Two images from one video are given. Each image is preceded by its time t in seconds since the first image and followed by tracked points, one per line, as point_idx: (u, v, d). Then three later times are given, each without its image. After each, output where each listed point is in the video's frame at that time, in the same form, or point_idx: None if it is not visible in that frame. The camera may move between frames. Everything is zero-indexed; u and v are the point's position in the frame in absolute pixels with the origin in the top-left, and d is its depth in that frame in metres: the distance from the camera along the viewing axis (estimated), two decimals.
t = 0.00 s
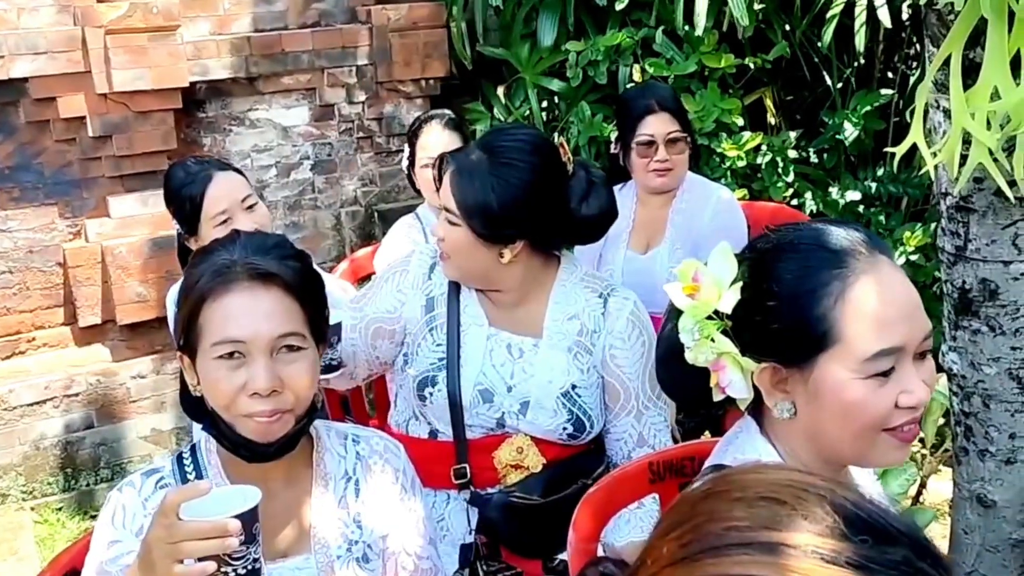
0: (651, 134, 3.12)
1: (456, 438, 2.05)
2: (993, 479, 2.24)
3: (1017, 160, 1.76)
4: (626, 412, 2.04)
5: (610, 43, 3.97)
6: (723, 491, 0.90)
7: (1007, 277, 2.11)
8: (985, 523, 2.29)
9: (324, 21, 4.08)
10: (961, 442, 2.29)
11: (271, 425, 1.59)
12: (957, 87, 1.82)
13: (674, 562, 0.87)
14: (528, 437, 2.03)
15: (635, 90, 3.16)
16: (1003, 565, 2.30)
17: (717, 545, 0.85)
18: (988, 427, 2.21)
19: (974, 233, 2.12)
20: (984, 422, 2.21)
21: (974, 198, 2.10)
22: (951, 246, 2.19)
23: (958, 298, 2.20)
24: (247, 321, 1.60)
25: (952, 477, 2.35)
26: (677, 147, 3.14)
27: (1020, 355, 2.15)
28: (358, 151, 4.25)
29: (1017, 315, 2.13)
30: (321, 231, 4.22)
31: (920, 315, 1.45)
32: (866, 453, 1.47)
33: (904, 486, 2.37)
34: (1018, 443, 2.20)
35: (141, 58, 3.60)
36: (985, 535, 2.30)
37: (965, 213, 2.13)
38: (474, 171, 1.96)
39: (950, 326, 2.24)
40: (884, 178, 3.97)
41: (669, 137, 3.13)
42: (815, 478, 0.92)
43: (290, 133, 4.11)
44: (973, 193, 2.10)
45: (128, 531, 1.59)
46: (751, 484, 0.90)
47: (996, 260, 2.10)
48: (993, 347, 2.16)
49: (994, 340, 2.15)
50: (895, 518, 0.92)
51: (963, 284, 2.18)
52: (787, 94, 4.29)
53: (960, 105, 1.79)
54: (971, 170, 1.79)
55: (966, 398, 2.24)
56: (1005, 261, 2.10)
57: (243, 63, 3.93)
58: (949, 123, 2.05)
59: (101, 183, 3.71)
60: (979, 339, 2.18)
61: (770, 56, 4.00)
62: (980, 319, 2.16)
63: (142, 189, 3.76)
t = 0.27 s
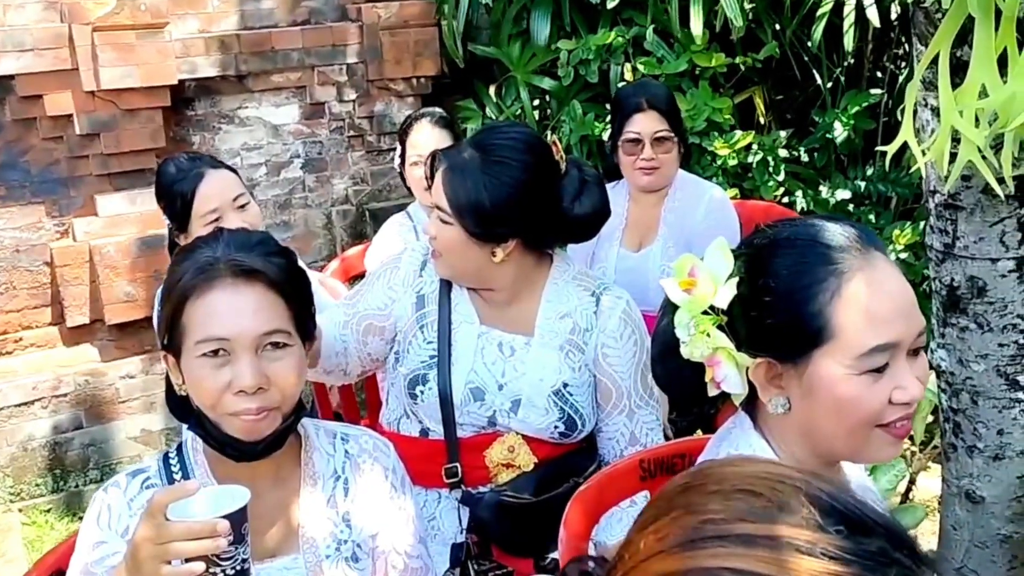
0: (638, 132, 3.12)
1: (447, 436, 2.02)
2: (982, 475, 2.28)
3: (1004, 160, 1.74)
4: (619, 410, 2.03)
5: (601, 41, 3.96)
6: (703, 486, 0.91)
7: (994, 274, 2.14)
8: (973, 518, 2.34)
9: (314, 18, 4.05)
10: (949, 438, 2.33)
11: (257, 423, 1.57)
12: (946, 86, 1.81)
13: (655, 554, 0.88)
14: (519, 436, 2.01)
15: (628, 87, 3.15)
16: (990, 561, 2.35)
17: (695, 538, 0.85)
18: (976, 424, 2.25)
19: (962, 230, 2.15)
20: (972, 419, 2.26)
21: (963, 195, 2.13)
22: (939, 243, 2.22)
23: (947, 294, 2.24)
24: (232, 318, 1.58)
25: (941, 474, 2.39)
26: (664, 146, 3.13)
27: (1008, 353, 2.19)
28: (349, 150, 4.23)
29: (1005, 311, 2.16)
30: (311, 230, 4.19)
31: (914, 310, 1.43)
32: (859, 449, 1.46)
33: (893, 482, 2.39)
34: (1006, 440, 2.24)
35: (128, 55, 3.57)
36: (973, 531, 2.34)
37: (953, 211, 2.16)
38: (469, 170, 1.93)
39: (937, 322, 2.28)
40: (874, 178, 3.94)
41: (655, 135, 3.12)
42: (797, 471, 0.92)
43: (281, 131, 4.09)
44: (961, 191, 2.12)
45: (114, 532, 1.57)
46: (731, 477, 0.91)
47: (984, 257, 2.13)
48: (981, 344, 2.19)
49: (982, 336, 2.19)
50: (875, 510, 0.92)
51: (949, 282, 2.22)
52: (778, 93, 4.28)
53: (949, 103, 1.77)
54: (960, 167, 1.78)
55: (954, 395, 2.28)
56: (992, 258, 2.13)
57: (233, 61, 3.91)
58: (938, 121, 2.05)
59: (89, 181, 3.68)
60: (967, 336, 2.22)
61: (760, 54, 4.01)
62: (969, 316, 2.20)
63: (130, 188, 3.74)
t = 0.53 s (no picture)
0: (622, 129, 3.13)
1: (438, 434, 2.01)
2: (972, 471, 2.33)
3: (993, 156, 1.73)
4: (610, 407, 2.02)
5: (593, 38, 3.95)
6: (671, 482, 0.88)
7: (983, 270, 2.17)
8: (963, 513, 2.38)
9: (304, 15, 4.03)
10: (941, 434, 2.38)
11: (245, 421, 1.56)
12: (934, 82, 1.80)
13: (621, 554, 0.85)
14: (510, 433, 2.00)
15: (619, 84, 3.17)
16: (981, 556, 2.38)
17: (660, 535, 0.83)
18: (966, 420, 2.29)
19: (951, 226, 2.17)
20: (963, 415, 2.29)
21: (951, 191, 2.14)
22: (929, 240, 2.24)
23: (936, 290, 2.26)
24: (218, 316, 1.56)
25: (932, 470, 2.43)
26: (649, 142, 3.13)
27: (998, 349, 2.21)
28: (339, 148, 4.21)
29: (994, 308, 2.19)
30: (301, 228, 4.17)
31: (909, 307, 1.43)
32: (852, 445, 1.46)
33: (885, 478, 2.42)
34: (995, 436, 2.28)
35: (117, 53, 3.55)
36: (963, 526, 2.39)
37: (942, 207, 2.17)
38: (461, 170, 1.92)
39: (927, 318, 2.30)
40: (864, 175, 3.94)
41: (640, 132, 3.12)
42: (765, 466, 0.90)
43: (271, 129, 4.07)
44: (950, 187, 2.14)
45: (103, 532, 1.56)
46: (697, 475, 0.89)
47: (973, 253, 2.16)
48: (971, 340, 2.22)
49: (972, 332, 2.22)
50: (844, 503, 0.90)
51: (939, 278, 2.24)
52: (768, 91, 4.28)
53: (938, 99, 1.77)
54: (948, 163, 1.77)
55: (944, 390, 2.32)
56: (982, 254, 2.15)
57: (222, 58, 3.89)
58: (926, 118, 2.05)
59: (77, 180, 3.66)
60: (957, 332, 2.24)
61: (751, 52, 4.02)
62: (958, 312, 2.22)
63: (119, 186, 3.72)
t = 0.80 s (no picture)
0: (608, 124, 3.15)
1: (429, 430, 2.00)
2: (963, 466, 2.33)
3: (982, 152, 1.73)
4: (602, 403, 2.02)
5: (584, 35, 3.95)
6: (643, 481, 0.88)
7: (974, 265, 2.17)
8: (954, 508, 2.39)
9: (293, 13, 4.02)
10: (931, 429, 2.38)
11: (235, 418, 1.55)
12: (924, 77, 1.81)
13: (594, 553, 0.84)
14: (501, 429, 2.00)
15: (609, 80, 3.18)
16: (972, 551, 2.39)
17: (633, 534, 0.82)
18: (956, 415, 2.30)
19: (941, 222, 2.17)
20: (953, 410, 2.30)
21: (942, 187, 2.14)
22: (919, 234, 2.24)
23: (927, 285, 2.26)
24: (208, 313, 1.56)
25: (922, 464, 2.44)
26: (634, 138, 3.13)
27: (988, 343, 2.22)
28: (330, 146, 4.20)
29: (985, 303, 2.19)
30: (291, 226, 4.16)
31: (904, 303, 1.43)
32: (844, 439, 1.46)
33: (875, 472, 2.43)
34: (986, 430, 2.29)
35: (105, 50, 3.54)
36: (954, 521, 2.40)
37: (932, 203, 2.17)
38: (449, 167, 1.91)
39: (919, 313, 2.31)
40: (856, 172, 3.96)
41: (625, 127, 3.13)
42: (737, 461, 0.90)
43: (261, 127, 4.06)
44: (939, 182, 2.14)
45: (93, 530, 1.55)
46: (670, 473, 0.88)
47: (963, 248, 2.16)
48: (961, 335, 2.23)
49: (962, 327, 2.23)
50: (815, 496, 0.90)
51: (930, 272, 2.24)
52: (758, 87, 4.29)
53: (928, 94, 1.77)
54: (937, 158, 1.77)
55: (935, 385, 2.32)
56: (971, 249, 2.15)
57: (212, 56, 3.88)
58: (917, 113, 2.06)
59: (66, 178, 3.64)
60: (947, 327, 2.25)
61: (741, 48, 4.03)
62: (949, 307, 2.23)
63: (108, 185, 3.70)
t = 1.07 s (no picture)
0: (593, 119, 3.17)
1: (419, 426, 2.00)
2: (954, 458, 2.34)
3: (971, 146, 1.72)
4: (592, 398, 2.02)
5: (573, 30, 3.94)
6: (619, 479, 0.88)
7: (963, 258, 2.17)
8: (944, 501, 2.39)
9: (282, 9, 4.00)
10: (923, 422, 2.38)
11: (225, 415, 1.55)
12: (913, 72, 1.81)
13: (571, 554, 0.83)
14: (492, 425, 1.99)
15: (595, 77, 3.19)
16: (963, 543, 2.40)
17: (610, 532, 0.82)
18: (947, 408, 2.31)
19: (930, 215, 2.18)
20: (944, 403, 2.31)
21: (931, 180, 2.14)
22: (909, 228, 2.24)
23: (916, 278, 2.27)
24: (197, 310, 1.55)
25: (914, 457, 2.45)
26: (617, 133, 3.14)
27: (978, 336, 2.23)
28: (319, 142, 4.19)
29: (974, 296, 2.20)
30: (281, 224, 4.15)
31: (893, 297, 1.43)
32: (834, 432, 1.46)
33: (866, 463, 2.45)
34: (976, 423, 2.30)
35: (93, 48, 3.53)
36: (945, 514, 2.40)
37: (922, 196, 2.18)
38: (436, 162, 1.90)
39: (909, 306, 2.31)
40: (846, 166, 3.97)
41: (610, 123, 3.14)
42: (712, 456, 0.90)
43: (249, 124, 4.05)
44: (928, 176, 2.14)
45: (83, 527, 1.54)
46: (647, 470, 0.88)
47: (952, 242, 2.16)
48: (951, 328, 2.23)
49: (952, 320, 2.23)
50: (794, 489, 0.90)
51: (920, 266, 2.24)
52: (749, 82, 4.29)
53: (916, 89, 1.78)
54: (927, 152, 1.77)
55: (925, 378, 2.33)
56: (960, 243, 2.16)
57: (200, 53, 3.86)
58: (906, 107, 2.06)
59: (54, 176, 3.62)
60: (937, 320, 2.25)
61: (731, 43, 4.04)
62: (938, 300, 2.23)
63: (96, 183, 3.69)
